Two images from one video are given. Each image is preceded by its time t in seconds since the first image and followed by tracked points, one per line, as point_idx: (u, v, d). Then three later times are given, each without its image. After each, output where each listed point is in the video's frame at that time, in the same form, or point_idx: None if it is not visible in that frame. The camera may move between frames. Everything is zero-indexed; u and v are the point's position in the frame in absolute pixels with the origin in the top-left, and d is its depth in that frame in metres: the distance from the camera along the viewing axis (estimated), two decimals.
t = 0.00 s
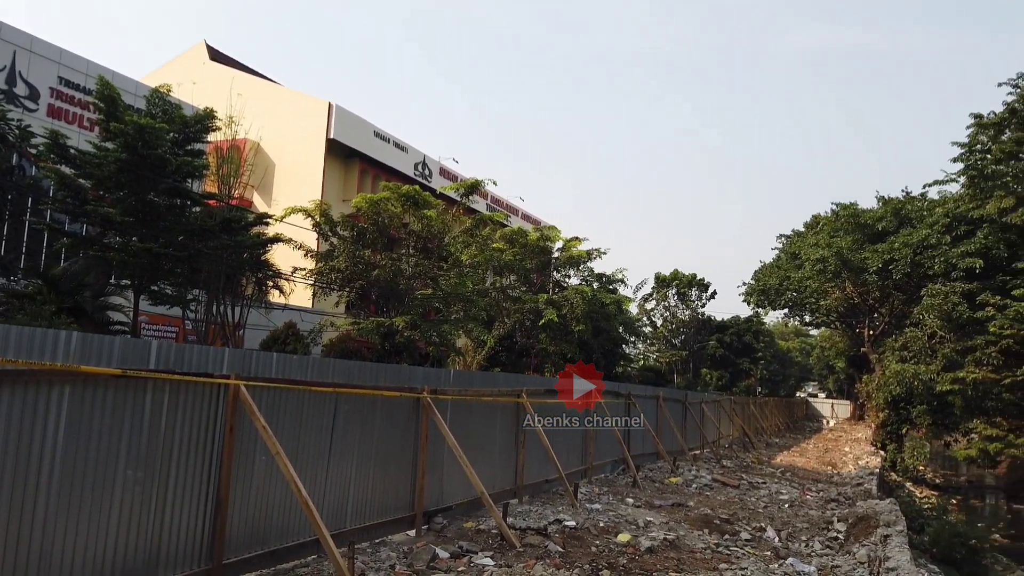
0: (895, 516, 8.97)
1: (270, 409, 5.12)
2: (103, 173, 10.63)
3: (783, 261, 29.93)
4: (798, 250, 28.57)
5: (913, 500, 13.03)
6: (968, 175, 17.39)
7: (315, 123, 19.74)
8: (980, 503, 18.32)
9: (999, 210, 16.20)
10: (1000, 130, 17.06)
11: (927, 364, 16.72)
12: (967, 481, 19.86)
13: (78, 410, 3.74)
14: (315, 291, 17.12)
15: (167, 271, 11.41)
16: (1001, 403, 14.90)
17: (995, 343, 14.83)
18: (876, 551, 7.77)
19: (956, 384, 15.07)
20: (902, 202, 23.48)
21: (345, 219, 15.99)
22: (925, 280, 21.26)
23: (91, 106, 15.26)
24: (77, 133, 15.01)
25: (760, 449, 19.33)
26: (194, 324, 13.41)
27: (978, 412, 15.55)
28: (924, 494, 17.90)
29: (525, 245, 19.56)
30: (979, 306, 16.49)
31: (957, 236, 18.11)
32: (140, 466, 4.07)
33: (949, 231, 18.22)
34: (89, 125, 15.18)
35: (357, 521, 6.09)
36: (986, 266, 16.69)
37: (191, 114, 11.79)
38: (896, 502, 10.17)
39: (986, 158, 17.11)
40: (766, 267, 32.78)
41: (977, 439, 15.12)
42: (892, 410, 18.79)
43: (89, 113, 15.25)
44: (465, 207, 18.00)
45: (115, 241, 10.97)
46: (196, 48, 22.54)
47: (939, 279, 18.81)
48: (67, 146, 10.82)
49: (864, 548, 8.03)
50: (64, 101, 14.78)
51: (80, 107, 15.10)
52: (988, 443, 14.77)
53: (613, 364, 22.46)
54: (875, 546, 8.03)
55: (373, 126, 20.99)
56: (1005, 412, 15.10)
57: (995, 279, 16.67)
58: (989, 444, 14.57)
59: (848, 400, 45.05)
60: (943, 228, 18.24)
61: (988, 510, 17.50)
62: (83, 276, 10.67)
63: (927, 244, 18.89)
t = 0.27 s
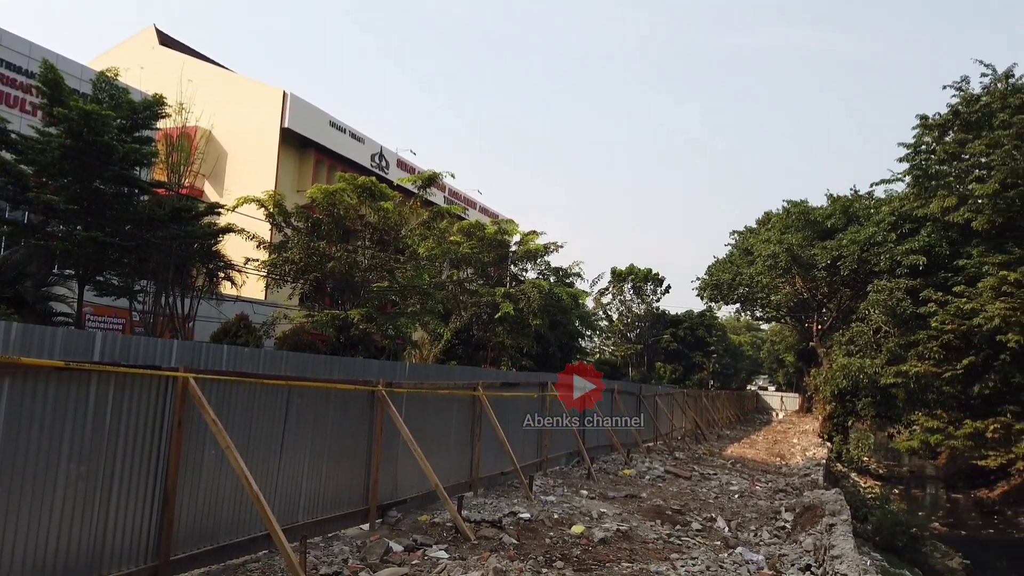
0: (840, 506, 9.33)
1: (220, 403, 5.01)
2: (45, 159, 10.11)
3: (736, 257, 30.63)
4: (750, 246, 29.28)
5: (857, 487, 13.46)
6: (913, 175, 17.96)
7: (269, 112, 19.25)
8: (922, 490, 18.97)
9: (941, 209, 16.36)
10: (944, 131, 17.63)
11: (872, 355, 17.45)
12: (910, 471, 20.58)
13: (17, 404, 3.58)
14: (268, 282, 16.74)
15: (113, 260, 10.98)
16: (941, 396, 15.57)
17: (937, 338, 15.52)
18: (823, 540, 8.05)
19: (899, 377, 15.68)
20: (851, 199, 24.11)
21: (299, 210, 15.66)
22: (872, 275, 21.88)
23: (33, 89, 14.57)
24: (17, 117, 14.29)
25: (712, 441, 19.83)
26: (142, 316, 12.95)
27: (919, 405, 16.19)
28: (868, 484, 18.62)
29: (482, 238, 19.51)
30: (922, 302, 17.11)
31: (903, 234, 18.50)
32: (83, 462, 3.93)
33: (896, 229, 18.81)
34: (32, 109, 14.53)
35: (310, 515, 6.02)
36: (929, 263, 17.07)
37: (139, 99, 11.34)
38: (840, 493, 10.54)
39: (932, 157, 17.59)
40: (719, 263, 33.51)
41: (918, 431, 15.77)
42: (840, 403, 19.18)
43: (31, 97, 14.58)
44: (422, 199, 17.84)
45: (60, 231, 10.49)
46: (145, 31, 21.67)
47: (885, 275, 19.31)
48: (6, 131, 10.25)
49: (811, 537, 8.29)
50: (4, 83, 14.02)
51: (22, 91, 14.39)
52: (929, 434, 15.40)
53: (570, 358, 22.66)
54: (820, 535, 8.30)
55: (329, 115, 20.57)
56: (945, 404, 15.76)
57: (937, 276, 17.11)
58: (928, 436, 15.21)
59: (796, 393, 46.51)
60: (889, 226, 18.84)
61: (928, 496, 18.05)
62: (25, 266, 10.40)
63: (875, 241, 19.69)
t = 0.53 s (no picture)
0: (794, 497, 9.64)
1: (174, 397, 4.89)
2: None
3: (697, 252, 31.20)
4: (710, 242, 29.85)
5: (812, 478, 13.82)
6: (868, 173, 18.52)
7: (227, 101, 18.73)
8: (873, 480, 19.62)
9: (894, 207, 16.98)
10: (897, 131, 18.21)
11: (828, 350, 18.01)
12: (862, 463, 21.22)
13: None
14: (225, 275, 16.35)
15: (63, 252, 10.63)
16: (893, 388, 16.14)
17: (889, 332, 16.09)
18: (779, 530, 8.32)
19: (852, 371, 16.20)
20: (807, 196, 24.78)
21: (258, 202, 15.33)
22: (827, 271, 22.42)
23: None
24: None
25: (671, 434, 20.20)
26: (94, 308, 12.51)
27: (871, 399, 16.74)
28: (822, 475, 19.21)
29: (444, 232, 19.42)
30: (875, 298, 17.67)
31: (857, 231, 19.19)
32: (31, 459, 3.80)
33: (851, 226, 19.38)
34: None
35: (268, 511, 5.92)
36: (882, 260, 17.69)
37: (92, 86, 10.90)
38: (795, 483, 10.84)
39: (886, 155, 18.18)
40: (679, 258, 34.04)
41: (870, 424, 16.31)
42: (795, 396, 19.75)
43: None
44: (384, 192, 17.64)
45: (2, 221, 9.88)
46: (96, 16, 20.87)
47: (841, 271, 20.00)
48: None
49: (768, 529, 8.56)
50: None
51: None
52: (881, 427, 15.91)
53: (531, 352, 22.76)
54: (777, 526, 8.58)
55: (288, 106, 20.13)
56: (896, 396, 16.32)
57: (890, 272, 17.63)
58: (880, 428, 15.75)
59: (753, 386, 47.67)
60: (845, 224, 19.39)
61: (879, 487, 18.61)
62: None
63: (830, 238, 20.21)
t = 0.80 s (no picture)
0: (753, 488, 9.90)
1: (131, 392, 4.77)
2: None
3: (660, 247, 31.68)
4: (673, 237, 30.34)
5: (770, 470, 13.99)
6: (826, 171, 19.01)
7: (185, 91, 18.22)
8: (830, 471, 20.24)
9: (851, 203, 17.51)
10: (855, 130, 18.81)
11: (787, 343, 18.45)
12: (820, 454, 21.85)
13: None
14: (184, 268, 15.95)
15: (15, 243, 10.07)
16: (849, 381, 16.41)
17: (846, 326, 16.59)
18: (739, 520, 8.54)
19: (810, 364, 16.50)
20: (767, 193, 25.38)
21: (218, 193, 14.98)
22: (787, 266, 22.81)
23: None
24: None
25: (634, 427, 20.50)
26: (46, 301, 12.07)
27: (828, 392, 16.98)
28: (780, 466, 19.74)
29: (409, 225, 19.30)
30: (834, 292, 17.99)
31: (815, 227, 19.36)
32: None
33: (809, 222, 19.53)
34: None
35: (228, 507, 5.83)
36: (840, 255, 17.99)
37: (45, 71, 10.50)
38: (754, 475, 11.13)
39: (843, 153, 18.71)
40: (643, 253, 34.46)
41: (828, 416, 16.78)
42: (755, 390, 19.75)
43: None
44: (347, 184, 17.42)
45: None
46: None
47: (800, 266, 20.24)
48: None
49: (728, 519, 8.79)
50: None
51: None
52: (837, 419, 16.41)
53: (496, 346, 22.80)
54: (737, 516, 8.82)
55: (249, 96, 19.66)
56: (852, 390, 16.61)
57: (847, 267, 18.10)
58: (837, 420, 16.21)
59: (715, 380, 48.64)
60: (804, 219, 19.52)
61: (835, 478, 19.17)
62: None
63: (789, 234, 20.33)
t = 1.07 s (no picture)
0: (709, 476, 10.16)
1: (79, 385, 4.63)
2: None
3: (619, 239, 32.11)
4: (632, 229, 30.77)
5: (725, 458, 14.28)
6: (781, 164, 19.51)
7: (133, 76, 17.54)
8: (781, 459, 20.90)
9: (804, 197, 18.03)
10: (808, 124, 19.39)
11: (741, 334, 18.95)
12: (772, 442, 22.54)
13: None
14: (134, 258, 15.42)
15: None
16: (801, 371, 16.91)
17: (798, 317, 17.09)
18: (695, 508, 8.76)
19: (764, 354, 16.88)
20: (723, 186, 25.97)
21: (169, 181, 14.51)
22: (741, 259, 23.30)
23: None
24: None
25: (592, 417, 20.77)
26: None
27: (781, 382, 17.38)
28: (734, 454, 20.28)
29: (368, 216, 19.09)
30: (786, 284, 18.48)
31: (769, 220, 19.77)
32: None
33: (764, 214, 19.94)
34: None
35: (181, 502, 5.71)
36: (793, 248, 18.47)
37: None
38: (709, 463, 11.42)
39: (797, 148, 19.22)
40: (602, 246, 34.81)
41: (781, 405, 17.29)
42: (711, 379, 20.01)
43: None
44: (303, 174, 17.09)
45: None
46: None
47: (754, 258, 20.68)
48: None
49: (685, 507, 9.01)
50: None
51: None
52: (790, 408, 16.92)
53: (456, 338, 22.75)
54: (693, 503, 9.05)
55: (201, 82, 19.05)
56: (804, 379, 17.10)
57: (799, 259, 18.63)
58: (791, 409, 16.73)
59: (671, 370, 49.60)
60: (759, 212, 19.89)
61: (787, 465, 19.79)
62: None
63: (744, 226, 20.88)
